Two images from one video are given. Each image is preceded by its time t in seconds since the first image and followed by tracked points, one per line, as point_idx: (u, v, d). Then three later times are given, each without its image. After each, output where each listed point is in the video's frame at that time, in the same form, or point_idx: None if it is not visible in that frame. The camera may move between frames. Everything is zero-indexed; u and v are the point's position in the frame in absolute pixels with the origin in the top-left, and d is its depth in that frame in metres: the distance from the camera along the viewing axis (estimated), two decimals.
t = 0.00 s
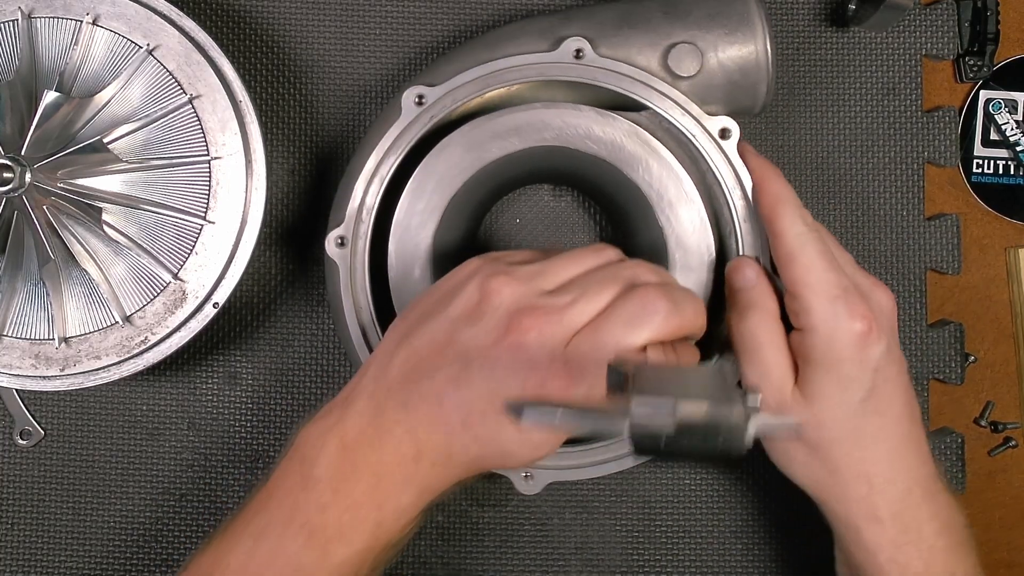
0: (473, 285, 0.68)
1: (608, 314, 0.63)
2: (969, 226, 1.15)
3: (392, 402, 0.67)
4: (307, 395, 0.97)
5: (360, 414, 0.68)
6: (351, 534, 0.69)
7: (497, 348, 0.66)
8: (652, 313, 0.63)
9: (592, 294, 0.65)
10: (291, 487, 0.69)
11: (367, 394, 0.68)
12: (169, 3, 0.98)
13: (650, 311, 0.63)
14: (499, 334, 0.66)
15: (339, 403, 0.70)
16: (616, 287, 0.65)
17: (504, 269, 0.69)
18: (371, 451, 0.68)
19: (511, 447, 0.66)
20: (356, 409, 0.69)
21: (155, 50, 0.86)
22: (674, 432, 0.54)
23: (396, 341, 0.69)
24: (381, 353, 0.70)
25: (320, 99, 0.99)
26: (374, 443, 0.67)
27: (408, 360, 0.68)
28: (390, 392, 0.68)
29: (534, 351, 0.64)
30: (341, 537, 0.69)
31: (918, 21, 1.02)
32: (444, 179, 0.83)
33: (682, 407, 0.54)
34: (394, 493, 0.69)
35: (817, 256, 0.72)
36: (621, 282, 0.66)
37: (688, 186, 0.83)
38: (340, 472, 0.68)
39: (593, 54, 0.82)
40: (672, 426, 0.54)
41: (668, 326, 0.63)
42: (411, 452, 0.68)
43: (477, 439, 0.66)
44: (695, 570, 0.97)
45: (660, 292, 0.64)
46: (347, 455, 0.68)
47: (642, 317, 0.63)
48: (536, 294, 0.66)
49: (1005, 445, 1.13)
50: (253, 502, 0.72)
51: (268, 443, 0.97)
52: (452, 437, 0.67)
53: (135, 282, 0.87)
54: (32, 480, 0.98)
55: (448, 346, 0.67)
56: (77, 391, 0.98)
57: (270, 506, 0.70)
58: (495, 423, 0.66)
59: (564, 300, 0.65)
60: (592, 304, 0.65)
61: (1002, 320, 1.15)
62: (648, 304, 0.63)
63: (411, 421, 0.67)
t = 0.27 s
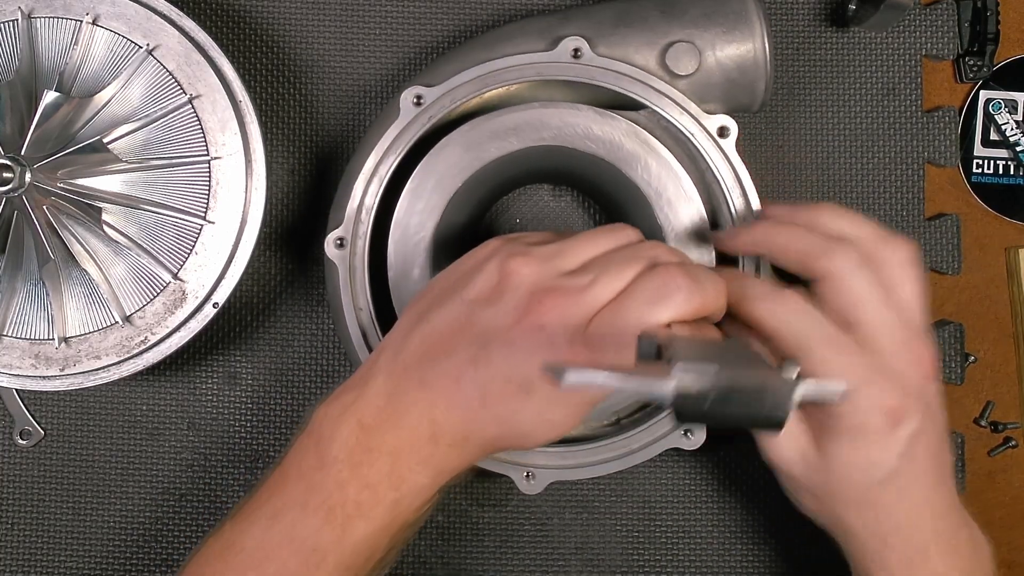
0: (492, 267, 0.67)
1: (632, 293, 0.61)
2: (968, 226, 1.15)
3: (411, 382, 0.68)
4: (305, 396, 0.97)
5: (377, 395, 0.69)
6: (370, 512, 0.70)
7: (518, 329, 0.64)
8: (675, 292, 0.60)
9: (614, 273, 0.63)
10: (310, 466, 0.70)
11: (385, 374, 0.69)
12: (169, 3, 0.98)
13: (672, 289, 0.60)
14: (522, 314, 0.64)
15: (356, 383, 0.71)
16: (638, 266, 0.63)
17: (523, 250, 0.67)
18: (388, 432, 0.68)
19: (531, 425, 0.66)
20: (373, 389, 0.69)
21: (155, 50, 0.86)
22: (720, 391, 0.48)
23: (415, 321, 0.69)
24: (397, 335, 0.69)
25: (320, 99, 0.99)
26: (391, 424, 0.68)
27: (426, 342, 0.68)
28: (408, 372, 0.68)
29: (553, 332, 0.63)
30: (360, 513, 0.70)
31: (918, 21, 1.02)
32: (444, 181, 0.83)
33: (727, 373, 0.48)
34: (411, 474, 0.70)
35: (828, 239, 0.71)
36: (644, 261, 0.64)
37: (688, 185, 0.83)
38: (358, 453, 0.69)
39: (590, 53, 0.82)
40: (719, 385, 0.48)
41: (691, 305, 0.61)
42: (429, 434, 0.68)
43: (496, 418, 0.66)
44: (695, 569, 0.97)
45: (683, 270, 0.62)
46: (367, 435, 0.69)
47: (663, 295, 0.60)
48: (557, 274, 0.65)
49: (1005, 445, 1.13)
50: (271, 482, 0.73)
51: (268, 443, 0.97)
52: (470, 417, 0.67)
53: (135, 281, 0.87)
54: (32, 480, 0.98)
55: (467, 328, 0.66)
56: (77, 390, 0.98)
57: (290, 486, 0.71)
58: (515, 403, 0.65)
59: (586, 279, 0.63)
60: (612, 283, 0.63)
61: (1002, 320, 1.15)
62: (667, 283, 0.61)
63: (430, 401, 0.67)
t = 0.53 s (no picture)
0: (489, 262, 0.67)
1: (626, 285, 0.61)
2: (968, 226, 1.15)
3: (410, 377, 0.68)
4: (305, 396, 0.97)
5: (376, 391, 0.69)
6: (373, 507, 0.71)
7: (514, 322, 0.64)
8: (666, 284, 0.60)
9: (608, 266, 0.63)
10: (310, 464, 0.72)
11: (383, 370, 0.69)
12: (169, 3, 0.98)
13: (665, 280, 0.60)
14: (517, 307, 0.64)
15: (356, 380, 0.71)
16: (630, 259, 0.63)
17: (520, 245, 0.67)
18: (388, 427, 0.69)
19: (530, 419, 0.65)
20: (374, 383, 0.69)
21: (155, 50, 0.86)
22: (712, 356, 0.47)
23: (413, 316, 0.69)
24: (397, 330, 0.70)
25: (320, 99, 0.99)
26: (391, 419, 0.68)
27: (424, 337, 0.68)
28: (407, 367, 0.68)
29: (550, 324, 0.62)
30: (361, 510, 0.71)
31: (918, 21, 1.02)
32: (444, 181, 0.83)
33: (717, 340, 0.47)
34: (413, 467, 0.70)
35: (804, 238, 0.71)
36: (638, 254, 0.64)
37: (688, 185, 0.83)
38: (358, 449, 0.70)
39: (591, 53, 0.82)
40: (709, 351, 0.47)
41: (685, 296, 0.60)
42: (430, 427, 0.68)
43: (494, 411, 0.66)
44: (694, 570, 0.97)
45: (674, 260, 0.61)
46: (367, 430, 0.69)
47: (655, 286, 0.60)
48: (553, 268, 0.65)
49: (1004, 445, 1.13)
50: (272, 479, 0.74)
51: (267, 443, 0.97)
52: (469, 410, 0.66)
53: (135, 281, 0.87)
54: (32, 480, 0.98)
55: (464, 322, 0.66)
56: (77, 390, 0.98)
57: (290, 484, 0.72)
58: (513, 396, 0.64)
59: (580, 272, 0.63)
60: (606, 275, 0.62)
61: (1002, 320, 1.15)
62: (659, 274, 0.60)
63: (429, 395, 0.67)
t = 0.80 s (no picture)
0: (491, 262, 0.67)
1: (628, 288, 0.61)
2: (968, 226, 1.15)
3: (410, 376, 0.67)
4: (304, 395, 0.97)
5: (377, 389, 0.69)
6: (372, 507, 0.71)
7: (516, 324, 0.64)
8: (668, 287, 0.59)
9: (611, 269, 0.63)
10: (310, 463, 0.72)
11: (384, 368, 0.69)
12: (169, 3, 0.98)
13: (668, 284, 0.60)
14: (520, 309, 0.64)
15: (356, 378, 0.71)
16: (632, 261, 0.63)
17: (523, 246, 0.67)
18: (389, 424, 0.69)
19: (531, 420, 0.66)
20: (374, 383, 0.69)
21: (155, 50, 0.86)
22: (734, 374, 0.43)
23: (414, 315, 0.69)
24: (398, 329, 0.69)
25: (320, 99, 0.99)
26: (392, 417, 0.68)
27: (425, 336, 0.67)
28: (407, 365, 0.68)
29: (554, 327, 0.62)
30: (361, 508, 0.71)
31: (919, 21, 1.02)
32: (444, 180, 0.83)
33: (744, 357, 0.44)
34: (414, 464, 0.70)
35: (794, 245, 0.71)
36: (642, 256, 0.64)
37: (688, 186, 0.83)
38: (358, 446, 0.70)
39: (592, 54, 0.82)
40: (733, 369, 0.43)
41: (687, 300, 0.60)
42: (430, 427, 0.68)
43: (495, 412, 0.66)
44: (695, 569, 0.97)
45: (676, 263, 0.61)
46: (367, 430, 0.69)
47: (657, 289, 0.60)
48: (556, 270, 0.65)
49: (1004, 445, 1.13)
50: (272, 478, 0.74)
51: (267, 443, 0.97)
52: (470, 410, 0.66)
53: (135, 281, 0.87)
54: (32, 480, 0.98)
55: (465, 322, 0.66)
56: (77, 390, 0.98)
57: (291, 482, 0.72)
58: (515, 397, 0.64)
59: (583, 275, 0.63)
60: (609, 278, 0.62)
61: (1002, 320, 1.15)
62: (661, 277, 0.60)
63: (430, 394, 0.67)
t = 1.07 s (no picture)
0: (499, 260, 0.66)
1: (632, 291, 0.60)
2: (968, 226, 1.15)
3: (412, 368, 0.68)
4: (305, 396, 0.97)
5: (378, 380, 0.69)
6: (372, 503, 0.71)
7: (520, 323, 0.64)
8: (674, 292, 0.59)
9: (616, 272, 0.62)
10: (312, 451, 0.72)
11: (386, 363, 0.69)
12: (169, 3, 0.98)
13: (672, 290, 0.59)
14: (523, 309, 0.64)
15: (358, 368, 0.71)
16: (638, 265, 0.62)
17: (530, 245, 0.66)
18: (389, 417, 0.69)
19: (528, 415, 0.66)
20: (375, 374, 0.70)
21: (155, 50, 0.86)
22: (695, 419, 0.42)
23: (418, 307, 0.69)
24: (400, 320, 0.69)
25: (320, 99, 0.99)
26: (393, 409, 0.69)
27: (428, 329, 0.67)
28: (410, 360, 0.68)
29: (556, 327, 0.63)
30: (361, 498, 0.71)
31: (918, 21, 1.02)
32: (449, 190, 0.83)
33: (707, 398, 0.42)
34: (413, 457, 0.70)
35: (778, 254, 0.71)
36: (647, 260, 0.63)
37: (692, 184, 0.83)
38: (360, 436, 0.70)
39: (583, 58, 0.82)
40: (694, 414, 0.42)
41: (690, 306, 0.60)
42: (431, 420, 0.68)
43: (495, 410, 0.66)
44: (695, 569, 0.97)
45: (681, 268, 0.61)
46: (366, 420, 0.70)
47: (663, 295, 0.59)
48: (563, 270, 0.64)
49: (1004, 445, 1.13)
50: (271, 478, 0.74)
51: (267, 443, 0.97)
52: (469, 406, 0.67)
53: (135, 281, 0.87)
54: (32, 480, 0.98)
55: (468, 320, 0.66)
56: (77, 390, 0.98)
57: (292, 470, 0.72)
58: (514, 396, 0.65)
59: (588, 276, 0.63)
60: (615, 282, 0.62)
61: (1002, 320, 1.15)
62: (667, 283, 0.60)
63: (431, 390, 0.67)
